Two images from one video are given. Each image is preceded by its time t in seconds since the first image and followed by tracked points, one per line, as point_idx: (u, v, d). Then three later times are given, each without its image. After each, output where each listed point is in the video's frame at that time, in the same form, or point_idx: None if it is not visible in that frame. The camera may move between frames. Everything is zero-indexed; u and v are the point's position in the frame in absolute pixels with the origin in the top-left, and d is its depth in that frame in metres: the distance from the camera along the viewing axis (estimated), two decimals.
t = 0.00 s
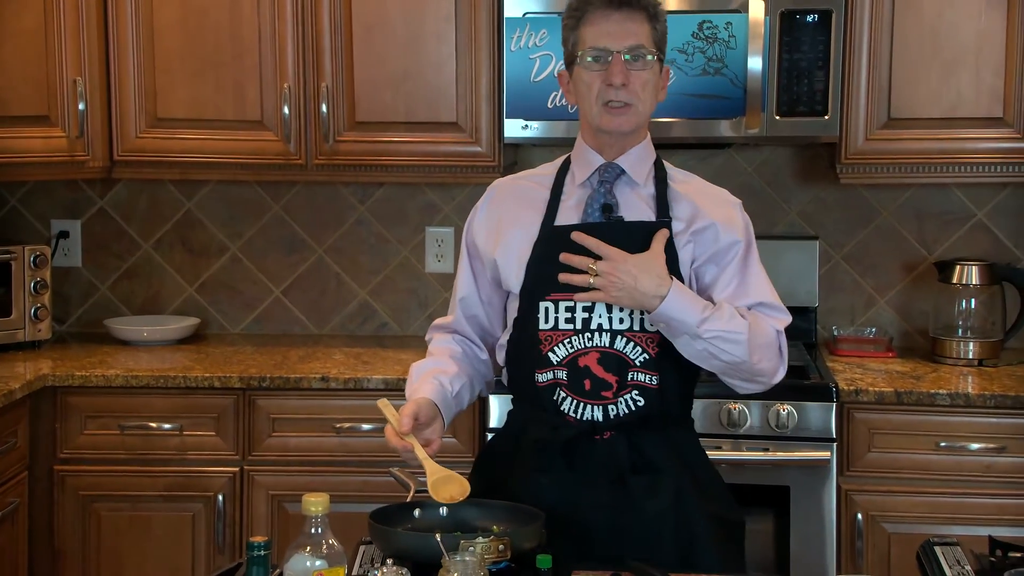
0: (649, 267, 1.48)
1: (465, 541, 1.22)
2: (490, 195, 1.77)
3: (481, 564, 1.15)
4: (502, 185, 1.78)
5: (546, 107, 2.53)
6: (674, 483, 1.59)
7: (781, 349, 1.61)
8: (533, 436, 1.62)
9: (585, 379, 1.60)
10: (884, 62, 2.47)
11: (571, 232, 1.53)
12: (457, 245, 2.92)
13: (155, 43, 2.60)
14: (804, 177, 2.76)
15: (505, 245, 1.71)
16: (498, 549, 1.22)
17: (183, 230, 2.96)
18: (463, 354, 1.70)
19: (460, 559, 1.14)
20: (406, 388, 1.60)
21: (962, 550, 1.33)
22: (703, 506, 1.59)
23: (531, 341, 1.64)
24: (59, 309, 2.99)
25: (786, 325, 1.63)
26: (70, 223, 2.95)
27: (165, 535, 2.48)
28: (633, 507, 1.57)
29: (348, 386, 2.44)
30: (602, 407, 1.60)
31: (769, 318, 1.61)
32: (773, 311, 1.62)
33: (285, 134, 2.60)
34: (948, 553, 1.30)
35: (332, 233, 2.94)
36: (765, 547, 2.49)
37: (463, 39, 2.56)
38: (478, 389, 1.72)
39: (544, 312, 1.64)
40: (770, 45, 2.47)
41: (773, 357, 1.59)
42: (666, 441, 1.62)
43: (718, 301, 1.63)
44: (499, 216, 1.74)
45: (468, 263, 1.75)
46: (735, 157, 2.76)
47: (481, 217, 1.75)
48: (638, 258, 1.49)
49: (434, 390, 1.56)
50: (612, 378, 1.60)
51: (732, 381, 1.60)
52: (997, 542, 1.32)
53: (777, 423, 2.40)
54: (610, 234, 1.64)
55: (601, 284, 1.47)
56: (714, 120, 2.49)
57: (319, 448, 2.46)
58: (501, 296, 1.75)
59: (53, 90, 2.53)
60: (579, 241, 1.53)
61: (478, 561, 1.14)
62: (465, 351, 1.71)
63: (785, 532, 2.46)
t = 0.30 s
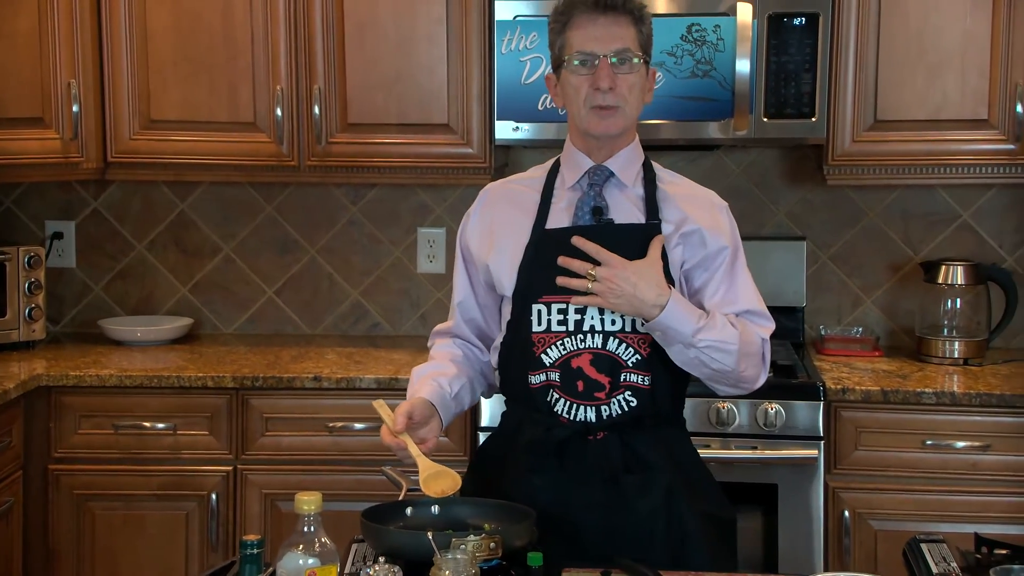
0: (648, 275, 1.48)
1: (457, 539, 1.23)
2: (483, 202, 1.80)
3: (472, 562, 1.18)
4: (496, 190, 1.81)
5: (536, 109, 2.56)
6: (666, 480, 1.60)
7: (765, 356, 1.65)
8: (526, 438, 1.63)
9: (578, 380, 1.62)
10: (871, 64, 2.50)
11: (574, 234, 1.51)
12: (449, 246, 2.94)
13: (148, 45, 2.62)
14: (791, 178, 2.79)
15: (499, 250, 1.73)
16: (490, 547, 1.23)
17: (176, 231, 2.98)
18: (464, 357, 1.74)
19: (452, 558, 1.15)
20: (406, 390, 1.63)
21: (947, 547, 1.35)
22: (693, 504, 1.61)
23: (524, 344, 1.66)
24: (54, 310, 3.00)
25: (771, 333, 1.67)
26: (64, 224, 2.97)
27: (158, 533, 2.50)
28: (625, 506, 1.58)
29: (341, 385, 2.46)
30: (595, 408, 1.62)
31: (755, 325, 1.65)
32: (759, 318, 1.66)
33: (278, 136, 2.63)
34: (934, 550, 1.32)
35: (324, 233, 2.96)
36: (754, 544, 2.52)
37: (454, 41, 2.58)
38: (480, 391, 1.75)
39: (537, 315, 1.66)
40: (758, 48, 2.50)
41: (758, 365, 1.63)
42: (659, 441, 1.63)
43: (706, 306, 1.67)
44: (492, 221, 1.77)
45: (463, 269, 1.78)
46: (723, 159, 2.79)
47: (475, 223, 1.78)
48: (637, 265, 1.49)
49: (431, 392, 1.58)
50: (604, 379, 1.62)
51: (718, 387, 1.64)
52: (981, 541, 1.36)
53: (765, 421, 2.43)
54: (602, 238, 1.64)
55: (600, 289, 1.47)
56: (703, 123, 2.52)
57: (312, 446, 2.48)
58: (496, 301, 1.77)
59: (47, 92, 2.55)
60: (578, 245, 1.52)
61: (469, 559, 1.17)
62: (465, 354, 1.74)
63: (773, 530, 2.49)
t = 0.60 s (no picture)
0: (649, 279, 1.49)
1: (450, 537, 1.25)
2: (481, 200, 1.81)
3: (464, 560, 1.19)
4: (492, 189, 1.83)
5: (529, 110, 2.58)
6: (658, 480, 1.61)
7: (768, 350, 1.67)
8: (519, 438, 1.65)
9: (571, 382, 1.64)
10: (860, 66, 2.53)
11: (573, 243, 1.51)
12: (443, 247, 2.96)
13: (143, 48, 2.64)
14: (781, 180, 2.81)
15: (495, 251, 1.75)
16: (483, 545, 1.25)
17: (172, 232, 3.00)
18: (454, 353, 1.75)
19: (445, 556, 1.18)
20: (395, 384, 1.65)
21: (935, 544, 1.38)
22: (686, 502, 1.61)
23: (518, 345, 1.68)
24: (50, 310, 3.02)
25: (771, 328, 1.69)
26: (61, 225, 2.99)
27: (154, 531, 2.52)
28: (616, 505, 1.60)
29: (335, 385, 2.48)
30: (587, 408, 1.64)
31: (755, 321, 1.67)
32: (759, 312, 1.68)
33: (272, 138, 2.65)
34: (922, 547, 1.35)
35: (318, 234, 2.98)
36: (744, 542, 2.55)
37: (447, 43, 2.61)
38: (468, 388, 1.76)
39: (531, 317, 1.68)
40: (748, 51, 2.52)
41: (761, 359, 1.65)
42: (652, 441, 1.65)
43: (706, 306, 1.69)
44: (489, 222, 1.79)
45: (459, 267, 1.79)
46: (714, 160, 2.82)
47: (473, 221, 1.80)
48: (639, 269, 1.51)
49: (422, 387, 1.61)
50: (597, 380, 1.64)
51: (723, 383, 1.66)
52: (970, 538, 1.39)
53: (755, 420, 2.46)
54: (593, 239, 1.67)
55: (602, 296, 1.48)
56: (694, 124, 2.55)
57: (306, 446, 2.50)
58: (492, 299, 1.80)
59: (44, 95, 2.57)
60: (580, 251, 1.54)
61: (462, 556, 1.19)
62: (455, 350, 1.75)
63: (763, 527, 2.52)
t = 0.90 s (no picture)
0: (670, 278, 1.47)
1: (442, 535, 1.28)
2: (474, 204, 1.84)
3: (457, 557, 1.22)
4: (486, 192, 1.85)
5: (520, 112, 2.60)
6: (648, 479, 1.62)
7: (754, 361, 1.70)
8: (511, 436, 1.67)
9: (562, 381, 1.66)
10: (847, 68, 2.56)
11: (597, 234, 1.48)
12: (435, 247, 2.99)
13: (137, 50, 2.66)
14: (770, 181, 2.84)
15: (487, 253, 1.77)
16: (475, 543, 1.27)
17: (166, 233, 3.02)
18: (451, 353, 1.77)
19: (438, 552, 1.20)
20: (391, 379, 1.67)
21: (922, 541, 1.41)
22: (675, 499, 1.64)
23: (510, 344, 1.70)
24: (45, 310, 3.04)
25: (758, 338, 1.71)
26: (56, 226, 3.01)
27: (149, 530, 2.55)
28: (605, 506, 1.62)
29: (328, 384, 2.50)
30: (578, 408, 1.66)
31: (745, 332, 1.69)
32: (749, 324, 1.70)
33: (266, 139, 2.67)
34: (910, 545, 1.38)
35: (311, 235, 3.00)
36: (733, 539, 2.58)
37: (439, 46, 2.63)
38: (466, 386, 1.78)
39: (522, 316, 1.69)
40: (736, 54, 2.55)
41: (749, 370, 1.68)
42: (642, 441, 1.66)
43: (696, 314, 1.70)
44: (481, 224, 1.81)
45: (453, 270, 1.82)
46: (703, 162, 2.85)
47: (465, 225, 1.82)
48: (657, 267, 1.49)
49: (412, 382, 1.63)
50: (588, 379, 1.66)
51: (709, 391, 1.68)
52: (957, 535, 1.40)
53: (744, 419, 2.48)
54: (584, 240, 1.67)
55: (620, 292, 1.45)
56: (684, 126, 2.57)
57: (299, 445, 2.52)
58: (486, 300, 1.81)
59: (38, 97, 2.59)
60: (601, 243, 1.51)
61: (454, 554, 1.21)
62: (452, 350, 1.77)
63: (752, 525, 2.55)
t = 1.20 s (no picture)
0: (663, 288, 1.46)
1: (434, 533, 1.30)
2: (464, 207, 1.86)
3: (449, 556, 1.24)
4: (476, 195, 1.88)
5: (512, 114, 2.62)
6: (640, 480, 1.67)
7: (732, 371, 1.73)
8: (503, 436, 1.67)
9: (553, 383, 1.63)
10: (834, 71, 2.59)
11: (595, 242, 1.43)
12: (427, 248, 3.01)
13: (131, 53, 2.68)
14: (759, 182, 2.87)
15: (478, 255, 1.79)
16: (466, 541, 1.29)
17: (160, 234, 3.04)
18: (445, 355, 1.79)
19: (429, 551, 1.22)
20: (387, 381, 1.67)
21: (908, 538, 1.43)
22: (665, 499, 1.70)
23: (502, 346, 1.67)
24: (39, 311, 3.06)
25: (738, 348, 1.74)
26: (50, 227, 3.03)
27: (143, 529, 2.56)
28: (596, 506, 1.64)
29: (321, 384, 2.52)
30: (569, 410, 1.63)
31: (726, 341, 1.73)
32: (730, 332, 1.74)
33: (259, 141, 2.69)
34: (897, 542, 1.41)
35: (304, 236, 3.02)
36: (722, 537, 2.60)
37: (431, 48, 2.65)
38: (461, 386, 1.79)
39: (514, 318, 1.66)
40: (725, 56, 2.57)
41: (727, 380, 1.71)
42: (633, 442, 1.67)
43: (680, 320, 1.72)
44: (471, 227, 1.83)
45: (445, 272, 1.84)
46: (692, 163, 2.88)
47: (455, 228, 1.85)
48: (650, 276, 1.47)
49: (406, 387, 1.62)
50: (579, 381, 1.63)
51: (684, 398, 1.71)
52: (942, 532, 1.42)
53: (733, 418, 2.49)
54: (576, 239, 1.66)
55: (614, 300, 1.43)
56: (673, 128, 2.60)
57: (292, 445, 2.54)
58: (478, 302, 1.84)
59: (33, 99, 2.61)
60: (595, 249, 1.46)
61: (446, 552, 1.23)
62: (446, 352, 1.79)
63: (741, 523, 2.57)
